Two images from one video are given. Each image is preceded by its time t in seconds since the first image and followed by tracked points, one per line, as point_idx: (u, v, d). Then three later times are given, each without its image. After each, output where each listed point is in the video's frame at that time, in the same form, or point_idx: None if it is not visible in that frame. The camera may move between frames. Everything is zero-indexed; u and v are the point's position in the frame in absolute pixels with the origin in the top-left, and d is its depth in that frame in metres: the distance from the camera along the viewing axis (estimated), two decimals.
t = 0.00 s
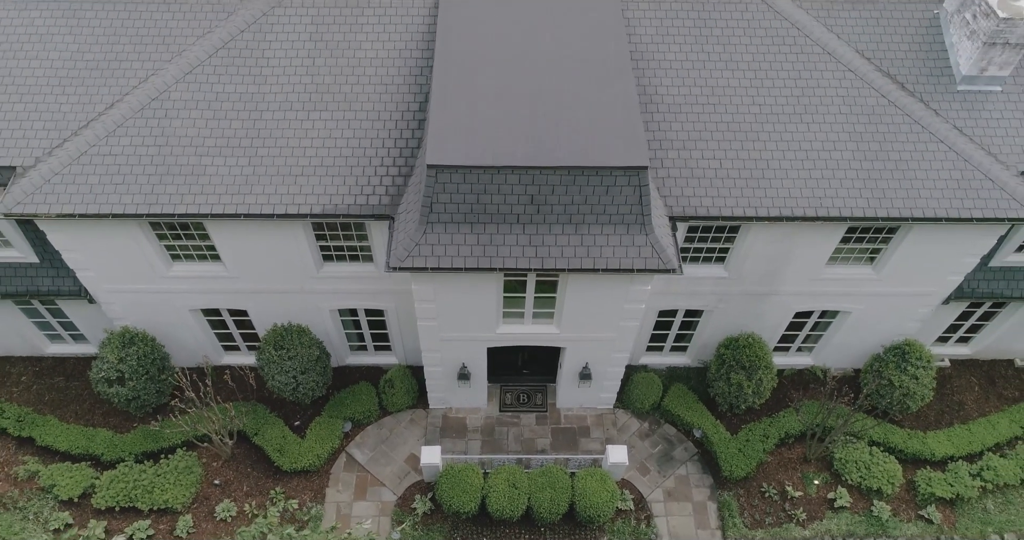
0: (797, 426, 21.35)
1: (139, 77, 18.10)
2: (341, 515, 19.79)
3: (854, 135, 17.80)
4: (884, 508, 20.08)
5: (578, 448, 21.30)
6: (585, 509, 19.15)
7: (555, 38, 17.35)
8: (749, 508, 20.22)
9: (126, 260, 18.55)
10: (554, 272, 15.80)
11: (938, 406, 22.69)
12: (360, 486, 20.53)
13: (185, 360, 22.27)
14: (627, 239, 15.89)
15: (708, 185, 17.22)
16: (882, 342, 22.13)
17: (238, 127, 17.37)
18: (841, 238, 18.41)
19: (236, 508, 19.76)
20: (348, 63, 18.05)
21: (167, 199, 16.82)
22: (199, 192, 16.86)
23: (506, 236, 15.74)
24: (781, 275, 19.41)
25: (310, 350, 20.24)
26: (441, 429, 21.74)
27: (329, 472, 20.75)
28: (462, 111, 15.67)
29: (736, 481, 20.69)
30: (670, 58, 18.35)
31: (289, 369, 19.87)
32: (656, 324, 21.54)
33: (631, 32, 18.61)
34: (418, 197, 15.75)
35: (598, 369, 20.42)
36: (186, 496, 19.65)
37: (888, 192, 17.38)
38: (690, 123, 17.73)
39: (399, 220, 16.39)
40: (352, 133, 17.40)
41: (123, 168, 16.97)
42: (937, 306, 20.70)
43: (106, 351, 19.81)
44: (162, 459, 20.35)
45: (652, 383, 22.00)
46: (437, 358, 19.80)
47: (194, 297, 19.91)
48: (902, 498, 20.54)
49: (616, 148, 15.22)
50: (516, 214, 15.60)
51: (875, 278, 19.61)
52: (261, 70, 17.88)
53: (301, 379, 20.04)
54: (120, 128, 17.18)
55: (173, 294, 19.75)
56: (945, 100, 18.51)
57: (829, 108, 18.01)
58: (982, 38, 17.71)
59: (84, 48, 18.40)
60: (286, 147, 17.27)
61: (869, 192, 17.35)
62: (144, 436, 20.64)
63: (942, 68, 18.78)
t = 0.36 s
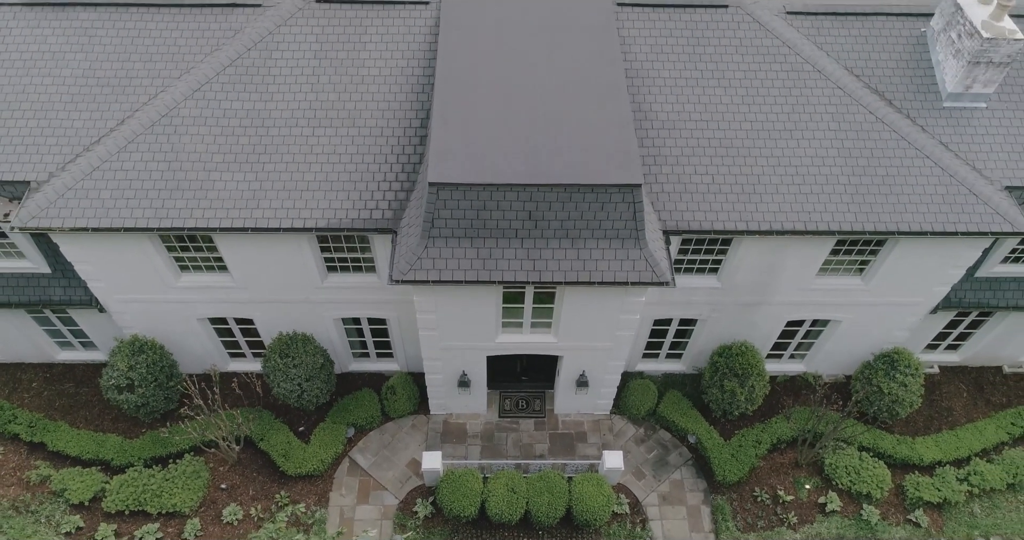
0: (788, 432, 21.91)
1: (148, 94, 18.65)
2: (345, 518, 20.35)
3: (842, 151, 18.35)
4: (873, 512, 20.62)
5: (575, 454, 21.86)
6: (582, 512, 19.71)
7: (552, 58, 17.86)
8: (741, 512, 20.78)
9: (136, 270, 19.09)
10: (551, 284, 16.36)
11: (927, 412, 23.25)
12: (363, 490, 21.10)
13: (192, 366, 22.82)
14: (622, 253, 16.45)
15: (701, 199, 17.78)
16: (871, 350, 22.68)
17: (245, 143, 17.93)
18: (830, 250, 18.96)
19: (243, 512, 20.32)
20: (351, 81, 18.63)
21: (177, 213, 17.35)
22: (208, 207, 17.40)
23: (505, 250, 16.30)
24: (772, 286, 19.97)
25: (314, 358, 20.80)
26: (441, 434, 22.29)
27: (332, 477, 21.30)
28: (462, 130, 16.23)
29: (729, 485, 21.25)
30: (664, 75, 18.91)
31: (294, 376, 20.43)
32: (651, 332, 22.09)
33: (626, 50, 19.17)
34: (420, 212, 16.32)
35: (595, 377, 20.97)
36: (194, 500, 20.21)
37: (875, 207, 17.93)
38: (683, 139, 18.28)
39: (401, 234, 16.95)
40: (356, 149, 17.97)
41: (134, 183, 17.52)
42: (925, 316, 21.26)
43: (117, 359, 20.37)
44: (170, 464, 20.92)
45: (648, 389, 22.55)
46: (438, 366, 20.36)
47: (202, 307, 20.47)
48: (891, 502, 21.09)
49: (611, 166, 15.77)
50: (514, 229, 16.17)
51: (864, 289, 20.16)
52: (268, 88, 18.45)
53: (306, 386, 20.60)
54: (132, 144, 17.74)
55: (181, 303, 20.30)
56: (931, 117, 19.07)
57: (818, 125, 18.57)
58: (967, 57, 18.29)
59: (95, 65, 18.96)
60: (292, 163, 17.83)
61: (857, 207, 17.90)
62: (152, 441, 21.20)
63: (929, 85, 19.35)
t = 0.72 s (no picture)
0: (782, 437, 22.40)
1: (157, 109, 19.17)
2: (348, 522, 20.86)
3: (832, 165, 18.86)
4: (863, 516, 21.12)
5: (573, 458, 22.37)
6: (579, 516, 20.22)
7: (550, 80, 18.54)
8: (735, 515, 21.29)
9: (145, 280, 19.61)
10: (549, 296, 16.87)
11: (917, 418, 23.76)
12: (366, 494, 21.61)
13: (198, 373, 23.35)
14: (617, 265, 16.97)
15: (695, 212, 18.29)
16: (863, 357, 23.19)
17: (252, 157, 18.46)
18: (821, 261, 19.47)
19: (249, 515, 20.82)
20: (355, 96, 19.17)
21: (185, 225, 17.83)
22: (216, 220, 17.89)
23: (504, 262, 16.83)
24: (765, 295, 20.48)
25: (318, 365, 21.31)
26: (442, 439, 22.80)
27: (336, 481, 21.81)
28: (463, 149, 16.85)
29: (724, 489, 21.75)
30: (658, 91, 19.44)
31: (299, 383, 20.94)
32: (647, 339, 22.60)
33: (622, 67, 19.73)
34: (422, 226, 16.85)
35: (592, 383, 21.48)
36: (201, 503, 20.72)
37: (864, 219, 18.43)
38: (678, 154, 18.80)
39: (403, 246, 17.46)
40: (359, 163, 18.49)
41: (144, 196, 18.02)
42: (914, 324, 21.77)
43: (125, 366, 20.92)
44: (177, 468, 21.43)
45: (644, 395, 23.06)
46: (439, 373, 20.87)
47: (208, 315, 20.97)
48: (881, 506, 21.59)
49: (606, 182, 16.35)
50: (513, 242, 16.71)
51: (855, 298, 20.66)
52: (274, 103, 18.98)
53: (310, 393, 21.13)
54: (142, 158, 18.25)
55: (189, 312, 20.81)
56: (919, 131, 19.59)
57: (809, 139, 19.09)
58: (953, 73, 18.81)
59: (106, 80, 19.48)
60: (298, 176, 18.34)
61: (846, 219, 18.40)
62: (160, 446, 21.72)
63: (918, 99, 19.88)
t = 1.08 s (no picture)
0: (775, 444, 22.91)
1: (166, 124, 19.67)
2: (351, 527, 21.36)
3: (823, 180, 19.35)
4: (855, 521, 21.63)
5: (571, 464, 22.88)
6: (576, 522, 20.72)
7: (548, 96, 19.02)
8: (729, 520, 21.79)
9: (154, 292, 20.09)
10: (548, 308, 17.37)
11: (908, 424, 24.27)
12: (369, 499, 22.12)
13: (204, 380, 23.85)
14: (614, 279, 17.47)
15: (689, 226, 18.79)
16: (855, 365, 23.69)
17: (258, 172, 18.96)
18: (812, 273, 19.97)
19: (254, 520, 21.33)
20: (359, 113, 19.66)
21: (194, 240, 18.32)
22: (223, 234, 18.38)
23: (504, 276, 17.33)
24: (758, 306, 20.99)
25: (322, 374, 21.81)
26: (443, 445, 23.31)
27: (339, 486, 22.31)
28: (464, 165, 17.34)
29: (718, 495, 22.25)
30: (654, 107, 19.93)
31: (304, 391, 21.45)
32: (644, 348, 23.10)
33: (618, 84, 20.22)
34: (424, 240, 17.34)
35: (590, 392, 21.99)
36: (207, 508, 21.22)
37: (854, 233, 18.92)
38: (673, 169, 19.30)
39: (406, 260, 17.96)
40: (363, 179, 19.00)
41: (153, 211, 18.51)
42: (905, 333, 22.27)
43: (134, 375, 21.39)
44: (184, 474, 21.94)
45: (640, 403, 23.56)
46: (440, 382, 21.37)
47: (215, 325, 21.47)
48: (872, 511, 22.10)
49: (602, 199, 16.84)
50: (513, 257, 17.22)
51: (846, 308, 21.16)
52: (280, 120, 19.48)
53: (315, 401, 21.65)
54: (151, 174, 18.74)
55: (195, 321, 21.30)
56: (909, 146, 20.08)
57: (801, 154, 19.58)
58: (941, 91, 19.31)
59: (115, 96, 19.99)
60: (303, 192, 18.85)
61: (837, 233, 18.89)
62: (167, 453, 22.23)
63: (907, 115, 20.38)
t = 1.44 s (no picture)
0: (769, 450, 23.42)
1: (175, 140, 20.21)
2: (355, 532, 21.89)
3: (815, 195, 19.87)
4: (847, 526, 22.16)
5: (569, 470, 23.41)
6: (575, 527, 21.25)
7: (548, 114, 19.54)
8: (724, 525, 22.32)
9: (163, 303, 20.62)
10: (547, 321, 17.89)
11: (899, 431, 24.79)
12: (372, 504, 22.65)
13: (211, 388, 24.39)
14: (611, 292, 17.98)
15: (684, 240, 19.32)
16: (847, 373, 24.21)
17: (265, 187, 19.49)
18: (805, 285, 20.49)
19: (261, 525, 21.86)
20: (363, 129, 20.18)
21: (203, 254, 18.85)
22: (231, 248, 18.91)
23: (505, 290, 17.85)
24: (752, 316, 21.52)
25: (327, 383, 22.34)
26: (445, 452, 23.84)
27: (343, 492, 22.84)
28: (466, 182, 17.85)
29: (714, 500, 22.78)
30: (650, 124, 20.45)
31: (309, 400, 21.98)
32: (641, 357, 23.63)
33: (615, 101, 20.74)
34: (427, 255, 17.86)
35: (588, 400, 22.52)
36: (215, 514, 21.74)
37: (845, 247, 19.44)
38: (669, 184, 19.83)
39: (409, 274, 18.48)
40: (367, 194, 19.52)
41: (163, 225, 19.03)
42: (895, 343, 22.81)
43: (143, 384, 21.93)
44: (192, 481, 22.45)
45: (638, 410, 24.08)
46: (442, 391, 21.90)
47: (223, 335, 21.99)
48: (864, 516, 22.63)
49: (600, 215, 17.36)
50: (513, 271, 17.74)
51: (838, 319, 21.69)
52: (286, 136, 20.01)
53: (320, 409, 22.18)
54: (161, 189, 19.26)
55: (203, 331, 21.82)
56: (898, 161, 20.61)
57: (793, 170, 20.10)
58: (930, 108, 19.83)
59: (126, 113, 20.53)
60: (309, 207, 19.37)
61: (828, 247, 19.41)
62: (176, 459, 22.76)
63: (897, 131, 20.90)
